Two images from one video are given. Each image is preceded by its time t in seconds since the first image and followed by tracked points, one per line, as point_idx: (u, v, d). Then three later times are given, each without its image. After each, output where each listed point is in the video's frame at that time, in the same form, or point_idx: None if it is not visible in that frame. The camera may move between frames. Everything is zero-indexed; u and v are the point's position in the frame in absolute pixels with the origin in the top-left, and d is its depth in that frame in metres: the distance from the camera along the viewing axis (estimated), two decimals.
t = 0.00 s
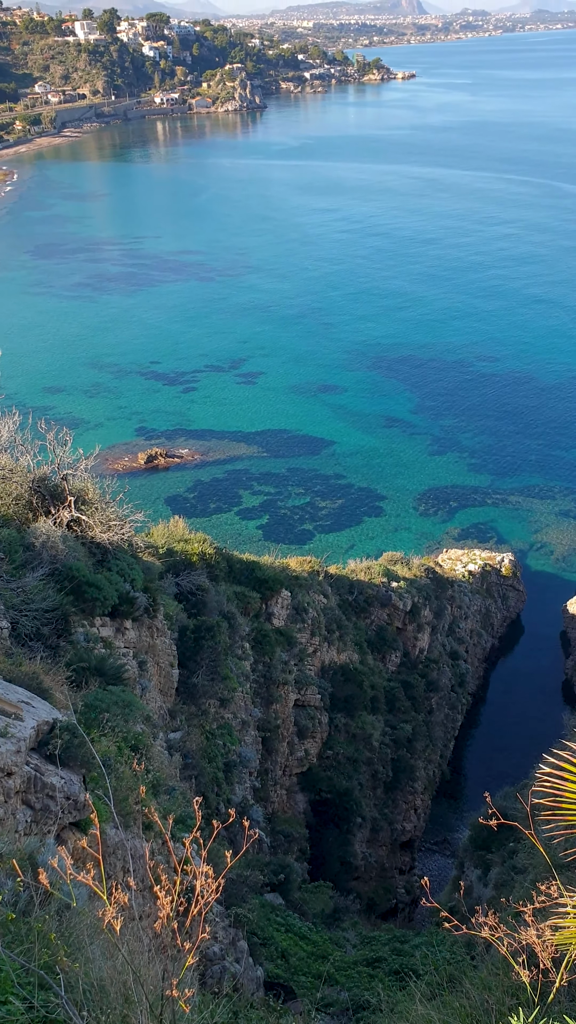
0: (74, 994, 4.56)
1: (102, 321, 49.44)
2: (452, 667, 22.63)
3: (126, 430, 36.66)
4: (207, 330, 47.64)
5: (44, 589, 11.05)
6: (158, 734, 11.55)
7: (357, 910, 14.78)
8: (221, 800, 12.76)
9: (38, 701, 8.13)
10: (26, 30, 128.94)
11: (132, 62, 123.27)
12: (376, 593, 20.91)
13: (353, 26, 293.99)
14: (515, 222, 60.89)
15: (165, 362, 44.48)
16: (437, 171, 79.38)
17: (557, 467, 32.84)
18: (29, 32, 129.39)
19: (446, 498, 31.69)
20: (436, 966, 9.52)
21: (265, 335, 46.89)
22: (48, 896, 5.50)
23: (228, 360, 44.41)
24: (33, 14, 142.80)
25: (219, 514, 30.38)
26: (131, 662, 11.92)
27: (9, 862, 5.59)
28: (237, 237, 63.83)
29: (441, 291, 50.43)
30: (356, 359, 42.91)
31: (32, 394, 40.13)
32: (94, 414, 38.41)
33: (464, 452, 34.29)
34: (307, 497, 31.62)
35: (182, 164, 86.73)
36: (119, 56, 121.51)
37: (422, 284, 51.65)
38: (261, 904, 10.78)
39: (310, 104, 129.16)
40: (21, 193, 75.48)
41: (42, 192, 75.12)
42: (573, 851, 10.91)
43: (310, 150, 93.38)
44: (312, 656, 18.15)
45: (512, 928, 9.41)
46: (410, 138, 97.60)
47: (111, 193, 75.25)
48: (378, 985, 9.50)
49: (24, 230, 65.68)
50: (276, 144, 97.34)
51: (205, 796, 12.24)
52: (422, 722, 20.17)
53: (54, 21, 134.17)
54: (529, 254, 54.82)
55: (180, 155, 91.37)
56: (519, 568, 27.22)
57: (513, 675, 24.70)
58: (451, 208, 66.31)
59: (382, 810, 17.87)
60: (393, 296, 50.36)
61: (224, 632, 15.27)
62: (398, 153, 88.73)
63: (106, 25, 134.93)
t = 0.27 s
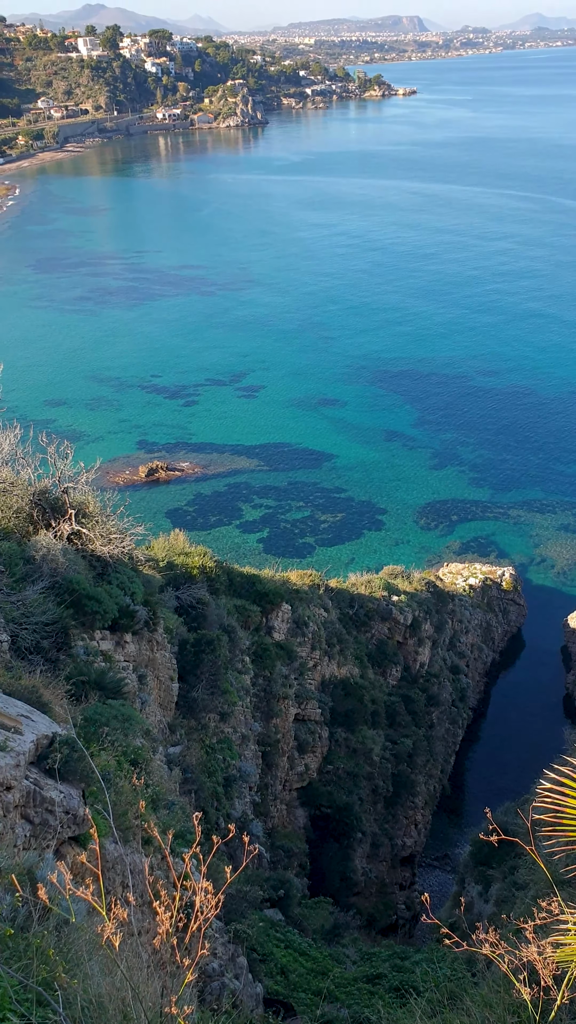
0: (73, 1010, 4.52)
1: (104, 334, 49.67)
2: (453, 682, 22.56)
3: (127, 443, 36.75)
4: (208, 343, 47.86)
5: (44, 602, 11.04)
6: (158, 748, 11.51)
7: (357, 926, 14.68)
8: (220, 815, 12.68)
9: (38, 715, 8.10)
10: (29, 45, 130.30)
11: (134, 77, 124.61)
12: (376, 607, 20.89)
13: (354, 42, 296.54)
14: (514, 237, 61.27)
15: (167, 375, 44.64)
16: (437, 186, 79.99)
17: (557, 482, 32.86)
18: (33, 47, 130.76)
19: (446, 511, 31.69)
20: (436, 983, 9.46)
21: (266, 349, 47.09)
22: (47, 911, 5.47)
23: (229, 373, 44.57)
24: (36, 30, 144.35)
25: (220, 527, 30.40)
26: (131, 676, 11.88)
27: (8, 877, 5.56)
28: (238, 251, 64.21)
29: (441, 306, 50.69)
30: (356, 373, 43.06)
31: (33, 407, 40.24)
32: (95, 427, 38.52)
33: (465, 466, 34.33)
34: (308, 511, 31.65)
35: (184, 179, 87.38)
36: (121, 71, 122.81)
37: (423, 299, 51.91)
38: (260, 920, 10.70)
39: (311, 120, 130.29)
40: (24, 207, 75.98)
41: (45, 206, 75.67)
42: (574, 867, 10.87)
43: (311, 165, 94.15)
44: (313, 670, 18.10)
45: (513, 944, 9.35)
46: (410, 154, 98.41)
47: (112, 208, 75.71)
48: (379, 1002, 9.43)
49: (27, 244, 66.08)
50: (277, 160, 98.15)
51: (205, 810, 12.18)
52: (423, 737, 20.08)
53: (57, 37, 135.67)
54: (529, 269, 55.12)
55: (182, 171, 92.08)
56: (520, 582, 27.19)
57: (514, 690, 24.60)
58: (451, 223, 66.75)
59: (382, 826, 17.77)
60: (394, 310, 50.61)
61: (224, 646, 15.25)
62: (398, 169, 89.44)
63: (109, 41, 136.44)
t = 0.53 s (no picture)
0: None
1: (105, 347, 49.85)
2: (454, 695, 22.49)
3: (128, 456, 36.81)
4: (210, 356, 48.04)
5: (44, 615, 11.03)
6: (158, 761, 11.47)
7: (358, 941, 14.58)
8: (220, 830, 12.61)
9: (38, 728, 8.07)
10: (32, 60, 131.49)
11: (137, 92, 125.78)
12: (377, 620, 20.85)
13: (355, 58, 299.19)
14: (514, 252, 61.59)
15: (168, 388, 44.76)
16: (437, 201, 80.46)
17: (558, 495, 32.84)
18: (36, 63, 131.95)
19: (447, 524, 31.68)
20: (436, 1000, 9.42)
21: (267, 362, 47.25)
22: (46, 925, 5.45)
23: (230, 386, 44.67)
24: (40, 45, 145.75)
25: (221, 540, 30.39)
26: (131, 689, 11.85)
27: (8, 890, 5.54)
28: (240, 265, 64.52)
29: (442, 319, 50.84)
30: (357, 386, 43.16)
31: (34, 419, 40.33)
32: (96, 439, 38.60)
33: (465, 480, 34.34)
34: (309, 524, 31.65)
35: (185, 194, 87.97)
36: (123, 87, 123.91)
37: (424, 312, 52.07)
38: (260, 935, 10.60)
39: (313, 135, 131.23)
40: (26, 221, 76.45)
41: (47, 220, 76.18)
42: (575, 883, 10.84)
43: (312, 180, 94.77)
44: (313, 684, 18.04)
45: (515, 961, 9.29)
46: (410, 168, 99.02)
47: (114, 222, 76.15)
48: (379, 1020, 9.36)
49: (29, 258, 66.44)
50: (278, 174, 98.79)
51: (205, 825, 12.11)
52: (424, 751, 19.99)
53: (60, 53, 137.01)
54: (529, 283, 55.34)
55: (184, 185, 92.67)
56: (521, 595, 27.14)
57: (515, 703, 24.49)
58: (451, 238, 67.10)
59: (383, 840, 17.65)
60: (394, 324, 50.80)
61: (224, 659, 15.22)
62: (398, 184, 90.00)
63: (111, 56, 137.71)
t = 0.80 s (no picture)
0: None
1: (107, 359, 50.02)
2: (455, 708, 22.41)
3: (129, 468, 36.86)
4: (211, 369, 48.20)
5: (45, 627, 11.02)
6: (158, 775, 11.42)
7: (358, 956, 14.48)
8: (220, 843, 12.54)
9: (37, 741, 8.05)
10: (35, 76, 132.68)
11: (139, 107, 126.86)
12: (377, 632, 20.81)
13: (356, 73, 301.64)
14: (514, 265, 61.84)
15: (169, 400, 44.88)
16: (438, 215, 80.91)
17: (559, 508, 32.81)
18: (39, 77, 133.13)
19: (448, 537, 31.65)
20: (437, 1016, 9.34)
21: (268, 374, 47.38)
22: (45, 940, 5.41)
23: (230, 398, 44.79)
24: (43, 61, 147.16)
25: (221, 552, 30.39)
26: (131, 701, 11.82)
27: (7, 904, 5.52)
28: (241, 278, 64.83)
29: (442, 332, 50.99)
30: (358, 399, 43.26)
31: (35, 431, 40.42)
32: (97, 451, 38.68)
33: (466, 492, 34.34)
34: (309, 536, 31.64)
35: (187, 207, 88.52)
36: (126, 101, 124.98)
37: (424, 325, 52.22)
38: (260, 949, 10.52)
39: (314, 149, 132.12)
40: (28, 234, 76.90)
41: (49, 233, 76.63)
42: None
43: (313, 193, 95.33)
44: (314, 697, 17.98)
45: (517, 977, 9.21)
46: (411, 182, 99.57)
47: (116, 235, 76.58)
48: None
49: (31, 271, 66.79)
50: (279, 188, 99.40)
51: (205, 838, 12.04)
52: (425, 764, 19.89)
53: (63, 68, 138.23)
54: (529, 296, 55.54)
55: (185, 198, 93.25)
56: (522, 608, 27.08)
57: (516, 717, 24.38)
58: (451, 251, 67.38)
59: (384, 854, 17.55)
60: (394, 336, 50.97)
61: (225, 672, 15.18)
62: (399, 197, 90.51)
63: (114, 71, 138.95)
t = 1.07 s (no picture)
0: None
1: (108, 371, 50.17)
2: (456, 721, 22.34)
3: (130, 480, 36.90)
4: (212, 380, 48.33)
5: (44, 639, 11.01)
6: (158, 787, 11.37)
7: (359, 970, 14.39)
8: (221, 856, 12.47)
9: (37, 753, 8.03)
10: (37, 89, 133.65)
11: (141, 120, 127.90)
12: (379, 644, 20.76)
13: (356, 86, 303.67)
14: (514, 277, 62.06)
15: (170, 411, 44.98)
16: (438, 227, 81.29)
17: (560, 519, 32.76)
18: (41, 91, 134.20)
19: (449, 548, 31.61)
20: None
21: (269, 386, 47.50)
22: (44, 954, 5.39)
23: (231, 410, 44.90)
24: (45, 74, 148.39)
25: (222, 563, 30.39)
26: (131, 714, 11.79)
27: (6, 918, 5.49)
28: (242, 289, 65.10)
29: (443, 344, 51.13)
30: (359, 411, 43.33)
31: (37, 443, 40.51)
32: (98, 462, 38.73)
33: (467, 503, 34.33)
34: (310, 547, 31.64)
35: (188, 219, 88.98)
36: (128, 114, 125.98)
37: (425, 337, 52.36)
38: (260, 963, 10.46)
39: (315, 162, 132.89)
40: (30, 246, 77.31)
41: (51, 245, 77.00)
42: None
43: (314, 205, 95.84)
44: (315, 709, 17.93)
45: (518, 993, 9.15)
46: (411, 195, 100.10)
47: (118, 247, 77.05)
48: None
49: (33, 282, 67.10)
50: (281, 200, 99.98)
51: (205, 851, 11.99)
52: (426, 777, 19.80)
53: (66, 81, 139.34)
54: (529, 308, 55.69)
55: (187, 211, 93.76)
56: (524, 620, 27.01)
57: (518, 729, 24.27)
58: (452, 263, 67.64)
59: (384, 868, 17.46)
60: (395, 348, 51.16)
61: (225, 684, 15.13)
62: (399, 210, 90.94)
63: (116, 84, 140.03)
